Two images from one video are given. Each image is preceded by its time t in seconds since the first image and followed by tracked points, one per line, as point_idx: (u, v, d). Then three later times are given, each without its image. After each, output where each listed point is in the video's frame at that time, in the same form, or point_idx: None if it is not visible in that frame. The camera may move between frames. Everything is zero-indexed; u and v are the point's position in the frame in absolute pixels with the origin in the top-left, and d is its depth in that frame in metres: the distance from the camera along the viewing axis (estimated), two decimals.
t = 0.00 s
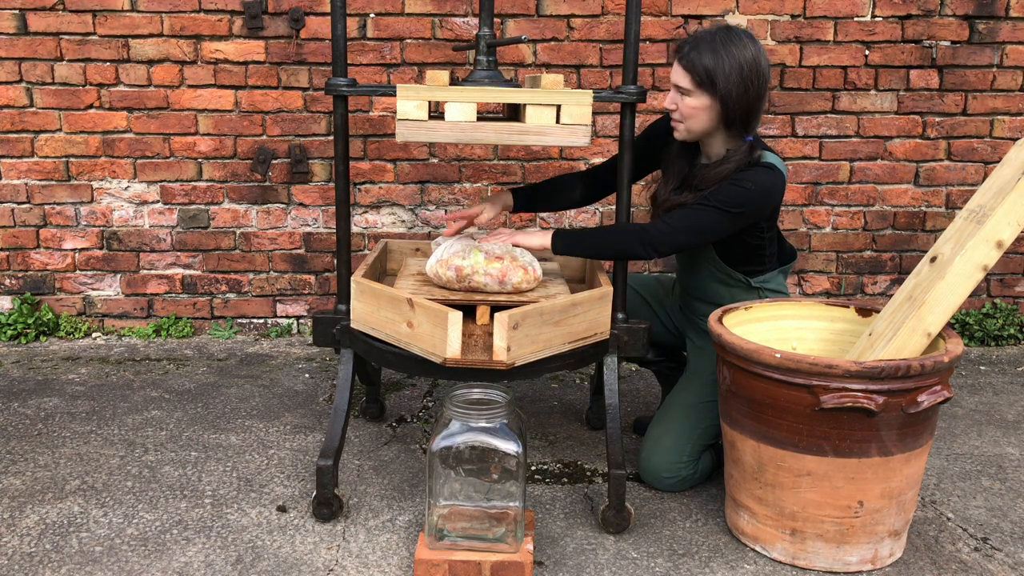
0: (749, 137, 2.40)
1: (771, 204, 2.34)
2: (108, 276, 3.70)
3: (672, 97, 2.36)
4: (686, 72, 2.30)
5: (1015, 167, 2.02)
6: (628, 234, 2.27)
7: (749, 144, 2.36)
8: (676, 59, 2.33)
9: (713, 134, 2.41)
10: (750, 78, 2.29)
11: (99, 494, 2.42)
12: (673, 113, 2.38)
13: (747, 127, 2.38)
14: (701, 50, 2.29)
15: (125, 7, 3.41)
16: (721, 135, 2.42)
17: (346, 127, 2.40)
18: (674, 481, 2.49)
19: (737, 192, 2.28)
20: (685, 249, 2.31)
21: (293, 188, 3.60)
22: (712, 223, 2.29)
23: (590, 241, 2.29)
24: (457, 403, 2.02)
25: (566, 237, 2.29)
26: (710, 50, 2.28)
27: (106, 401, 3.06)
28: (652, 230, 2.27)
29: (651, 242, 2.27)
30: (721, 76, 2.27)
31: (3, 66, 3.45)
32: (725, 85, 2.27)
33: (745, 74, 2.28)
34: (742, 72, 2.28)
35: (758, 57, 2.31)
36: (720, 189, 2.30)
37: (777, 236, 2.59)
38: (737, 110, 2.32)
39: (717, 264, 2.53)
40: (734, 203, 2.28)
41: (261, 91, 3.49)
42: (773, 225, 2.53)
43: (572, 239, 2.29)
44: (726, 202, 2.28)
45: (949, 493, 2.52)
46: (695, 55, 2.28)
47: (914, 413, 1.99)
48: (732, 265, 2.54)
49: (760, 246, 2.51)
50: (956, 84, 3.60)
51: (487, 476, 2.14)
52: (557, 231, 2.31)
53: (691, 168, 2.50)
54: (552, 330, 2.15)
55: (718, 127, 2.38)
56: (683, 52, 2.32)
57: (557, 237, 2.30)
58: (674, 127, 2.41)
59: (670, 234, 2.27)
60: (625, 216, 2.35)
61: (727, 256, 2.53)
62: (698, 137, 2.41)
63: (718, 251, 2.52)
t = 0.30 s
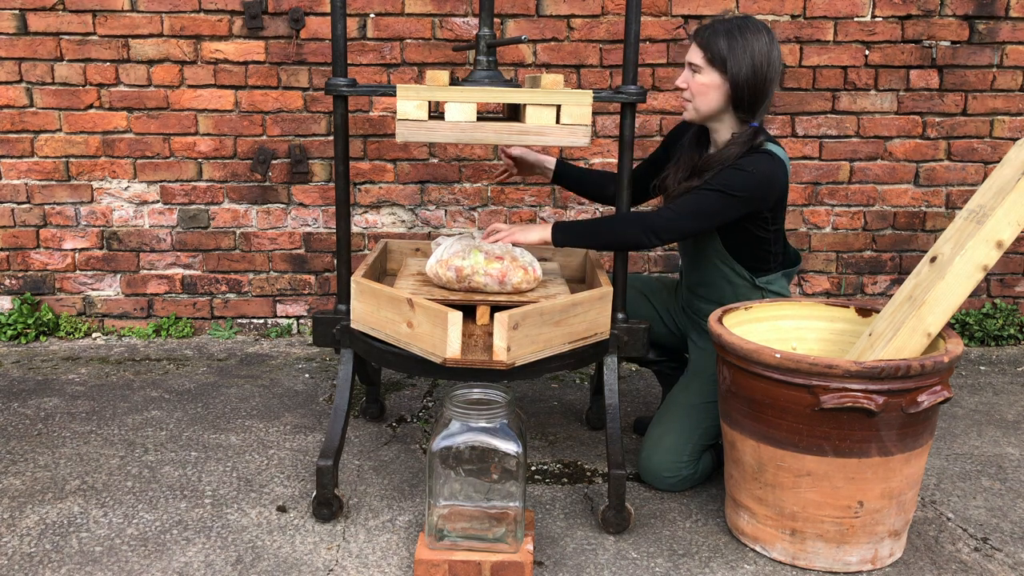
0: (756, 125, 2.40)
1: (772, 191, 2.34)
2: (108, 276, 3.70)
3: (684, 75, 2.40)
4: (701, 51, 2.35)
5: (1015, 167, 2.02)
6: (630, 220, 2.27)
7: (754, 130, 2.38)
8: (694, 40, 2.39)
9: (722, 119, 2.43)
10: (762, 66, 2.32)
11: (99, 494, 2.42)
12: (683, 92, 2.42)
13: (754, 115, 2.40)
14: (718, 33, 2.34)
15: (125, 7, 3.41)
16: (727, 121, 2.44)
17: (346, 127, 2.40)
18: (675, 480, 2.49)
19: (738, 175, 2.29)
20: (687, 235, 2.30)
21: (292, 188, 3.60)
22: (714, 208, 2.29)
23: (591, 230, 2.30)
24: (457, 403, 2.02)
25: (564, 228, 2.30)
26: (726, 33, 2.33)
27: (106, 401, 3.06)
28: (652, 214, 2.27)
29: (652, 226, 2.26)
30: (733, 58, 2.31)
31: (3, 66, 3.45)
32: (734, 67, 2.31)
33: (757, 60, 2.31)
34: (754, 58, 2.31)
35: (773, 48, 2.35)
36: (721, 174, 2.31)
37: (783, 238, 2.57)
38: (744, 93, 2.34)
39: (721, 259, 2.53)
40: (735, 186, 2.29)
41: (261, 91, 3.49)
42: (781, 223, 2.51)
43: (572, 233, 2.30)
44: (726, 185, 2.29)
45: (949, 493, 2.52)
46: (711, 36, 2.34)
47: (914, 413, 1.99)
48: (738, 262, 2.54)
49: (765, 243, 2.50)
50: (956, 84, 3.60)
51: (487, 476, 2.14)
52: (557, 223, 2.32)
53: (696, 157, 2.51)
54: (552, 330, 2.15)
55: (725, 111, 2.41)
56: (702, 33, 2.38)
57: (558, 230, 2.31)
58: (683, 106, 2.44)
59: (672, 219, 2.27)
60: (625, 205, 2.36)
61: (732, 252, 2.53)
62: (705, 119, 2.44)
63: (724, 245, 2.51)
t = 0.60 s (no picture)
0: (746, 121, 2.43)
1: (760, 177, 2.35)
2: (108, 276, 3.70)
3: (678, 82, 2.42)
4: (693, 58, 2.37)
5: (1015, 167, 2.02)
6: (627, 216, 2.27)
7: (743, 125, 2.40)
8: (685, 46, 2.40)
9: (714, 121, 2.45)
10: (754, 71, 2.35)
11: (99, 494, 2.42)
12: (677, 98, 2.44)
13: (745, 114, 2.43)
14: (710, 40, 2.35)
15: (125, 7, 3.41)
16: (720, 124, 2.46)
17: (346, 127, 2.40)
18: (672, 473, 2.50)
19: (731, 166, 2.30)
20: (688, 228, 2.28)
21: (292, 188, 3.60)
22: (710, 197, 2.29)
23: (589, 230, 2.29)
24: (457, 403, 2.02)
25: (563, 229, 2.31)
26: (718, 40, 2.34)
27: (106, 401, 3.06)
28: (651, 209, 2.25)
29: (654, 223, 2.24)
30: (727, 64, 2.32)
31: (3, 66, 3.45)
32: (729, 75, 2.33)
33: (750, 66, 2.34)
34: (747, 64, 2.33)
35: (762, 51, 2.37)
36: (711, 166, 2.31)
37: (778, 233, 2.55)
38: (738, 97, 2.37)
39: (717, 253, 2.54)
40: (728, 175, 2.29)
41: (261, 91, 3.49)
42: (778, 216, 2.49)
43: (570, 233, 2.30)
44: (719, 175, 2.29)
45: (948, 493, 2.52)
46: (703, 45, 2.35)
47: (914, 413, 1.99)
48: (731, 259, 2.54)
49: (759, 237, 2.50)
50: (956, 84, 3.60)
51: (487, 476, 2.14)
52: (555, 225, 2.32)
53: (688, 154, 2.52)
54: (552, 330, 2.15)
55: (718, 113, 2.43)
56: (691, 39, 2.39)
57: (558, 230, 2.31)
58: (677, 112, 2.46)
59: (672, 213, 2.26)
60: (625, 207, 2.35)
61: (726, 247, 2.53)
62: (699, 122, 2.46)
63: (719, 241, 2.53)
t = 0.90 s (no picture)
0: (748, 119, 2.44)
1: (762, 176, 2.35)
2: (108, 276, 3.70)
3: (684, 75, 2.40)
4: (703, 51, 2.36)
5: (1015, 167, 2.02)
6: (629, 215, 2.27)
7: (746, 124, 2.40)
8: (693, 40, 2.39)
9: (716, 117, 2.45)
10: (762, 69, 2.36)
11: (99, 494, 2.42)
12: (682, 91, 2.42)
13: (748, 113, 2.44)
14: (719, 35, 2.35)
15: (125, 7, 3.41)
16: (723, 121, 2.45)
17: (346, 128, 2.40)
18: (672, 476, 2.50)
19: (733, 164, 2.31)
20: (689, 228, 2.29)
21: (292, 188, 3.60)
22: (711, 196, 2.29)
23: (590, 230, 2.29)
24: (457, 403, 2.02)
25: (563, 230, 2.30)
26: (728, 35, 2.35)
27: (106, 401, 3.06)
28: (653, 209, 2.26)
29: (655, 222, 2.24)
30: (737, 60, 2.33)
31: (3, 66, 3.45)
32: (738, 70, 2.34)
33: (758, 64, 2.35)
34: (756, 62, 2.35)
35: (768, 52, 2.40)
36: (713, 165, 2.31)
37: (771, 226, 2.57)
38: (745, 94, 2.38)
39: (714, 251, 2.53)
40: (730, 174, 2.30)
41: (260, 91, 3.49)
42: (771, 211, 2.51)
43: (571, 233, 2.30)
44: (721, 174, 2.30)
45: (948, 493, 2.52)
46: (712, 40, 2.35)
47: (914, 413, 1.99)
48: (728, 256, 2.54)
49: (755, 233, 2.50)
50: (956, 84, 3.60)
51: (487, 476, 2.14)
52: (556, 225, 2.31)
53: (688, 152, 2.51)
54: (552, 330, 2.15)
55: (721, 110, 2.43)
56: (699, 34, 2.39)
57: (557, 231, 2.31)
58: (681, 105, 2.44)
59: (673, 212, 2.26)
60: (625, 206, 2.35)
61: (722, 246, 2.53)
62: (703, 118, 2.45)
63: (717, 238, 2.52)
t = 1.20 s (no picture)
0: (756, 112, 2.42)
1: (766, 184, 2.34)
2: (108, 276, 3.70)
3: (688, 66, 2.40)
4: (704, 40, 2.35)
5: (1015, 167, 2.02)
6: (629, 220, 2.27)
7: (755, 120, 2.38)
8: (696, 30, 2.39)
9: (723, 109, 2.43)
10: (767, 57, 2.33)
11: (99, 494, 2.42)
12: (688, 83, 2.41)
13: (756, 105, 2.42)
14: (722, 24, 2.34)
15: (125, 7, 3.41)
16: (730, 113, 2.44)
17: (346, 128, 2.40)
18: (673, 477, 2.50)
19: (735, 172, 2.29)
20: (686, 235, 2.29)
21: (292, 188, 3.60)
22: (712, 204, 2.29)
23: (592, 232, 2.29)
24: (457, 403, 2.02)
25: (563, 232, 2.30)
26: (731, 24, 2.33)
27: (106, 401, 3.06)
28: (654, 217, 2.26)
29: (655, 232, 2.26)
30: (739, 46, 2.31)
31: (3, 66, 3.45)
32: (740, 58, 2.31)
33: (762, 52, 2.32)
34: (759, 49, 2.32)
35: (776, 39, 2.36)
36: (719, 171, 2.30)
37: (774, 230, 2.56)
38: (750, 84, 2.35)
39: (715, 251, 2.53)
40: (731, 182, 2.29)
41: (261, 91, 3.49)
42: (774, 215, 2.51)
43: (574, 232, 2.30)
44: (723, 182, 2.29)
45: (949, 493, 2.52)
46: (714, 30, 2.33)
47: (914, 413, 1.99)
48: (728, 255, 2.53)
49: (758, 237, 2.49)
50: (956, 84, 3.60)
51: (487, 476, 2.14)
52: (557, 223, 2.31)
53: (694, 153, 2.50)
54: (552, 330, 2.15)
55: (727, 103, 2.42)
56: (702, 24, 2.38)
57: (558, 229, 2.31)
58: (687, 98, 2.43)
59: (672, 220, 2.27)
60: (625, 208, 2.35)
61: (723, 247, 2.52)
62: (709, 110, 2.43)
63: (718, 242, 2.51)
